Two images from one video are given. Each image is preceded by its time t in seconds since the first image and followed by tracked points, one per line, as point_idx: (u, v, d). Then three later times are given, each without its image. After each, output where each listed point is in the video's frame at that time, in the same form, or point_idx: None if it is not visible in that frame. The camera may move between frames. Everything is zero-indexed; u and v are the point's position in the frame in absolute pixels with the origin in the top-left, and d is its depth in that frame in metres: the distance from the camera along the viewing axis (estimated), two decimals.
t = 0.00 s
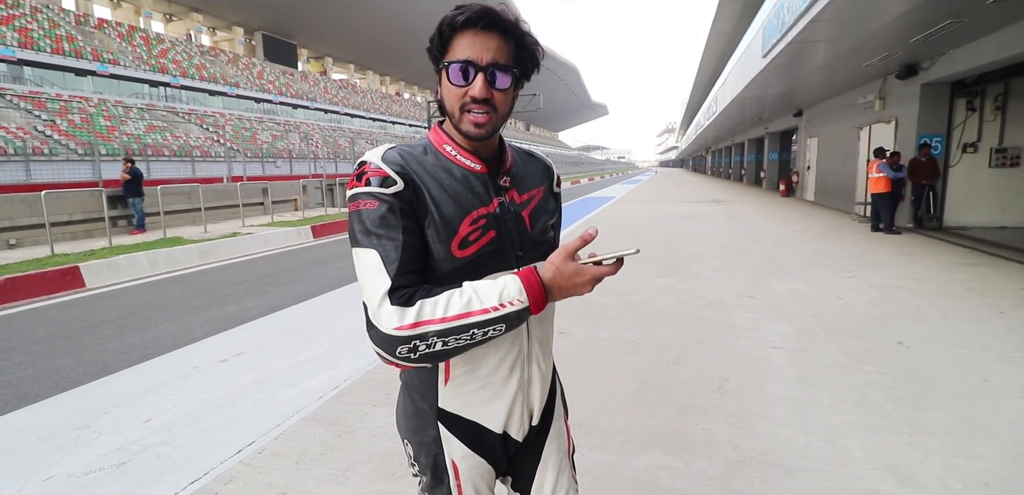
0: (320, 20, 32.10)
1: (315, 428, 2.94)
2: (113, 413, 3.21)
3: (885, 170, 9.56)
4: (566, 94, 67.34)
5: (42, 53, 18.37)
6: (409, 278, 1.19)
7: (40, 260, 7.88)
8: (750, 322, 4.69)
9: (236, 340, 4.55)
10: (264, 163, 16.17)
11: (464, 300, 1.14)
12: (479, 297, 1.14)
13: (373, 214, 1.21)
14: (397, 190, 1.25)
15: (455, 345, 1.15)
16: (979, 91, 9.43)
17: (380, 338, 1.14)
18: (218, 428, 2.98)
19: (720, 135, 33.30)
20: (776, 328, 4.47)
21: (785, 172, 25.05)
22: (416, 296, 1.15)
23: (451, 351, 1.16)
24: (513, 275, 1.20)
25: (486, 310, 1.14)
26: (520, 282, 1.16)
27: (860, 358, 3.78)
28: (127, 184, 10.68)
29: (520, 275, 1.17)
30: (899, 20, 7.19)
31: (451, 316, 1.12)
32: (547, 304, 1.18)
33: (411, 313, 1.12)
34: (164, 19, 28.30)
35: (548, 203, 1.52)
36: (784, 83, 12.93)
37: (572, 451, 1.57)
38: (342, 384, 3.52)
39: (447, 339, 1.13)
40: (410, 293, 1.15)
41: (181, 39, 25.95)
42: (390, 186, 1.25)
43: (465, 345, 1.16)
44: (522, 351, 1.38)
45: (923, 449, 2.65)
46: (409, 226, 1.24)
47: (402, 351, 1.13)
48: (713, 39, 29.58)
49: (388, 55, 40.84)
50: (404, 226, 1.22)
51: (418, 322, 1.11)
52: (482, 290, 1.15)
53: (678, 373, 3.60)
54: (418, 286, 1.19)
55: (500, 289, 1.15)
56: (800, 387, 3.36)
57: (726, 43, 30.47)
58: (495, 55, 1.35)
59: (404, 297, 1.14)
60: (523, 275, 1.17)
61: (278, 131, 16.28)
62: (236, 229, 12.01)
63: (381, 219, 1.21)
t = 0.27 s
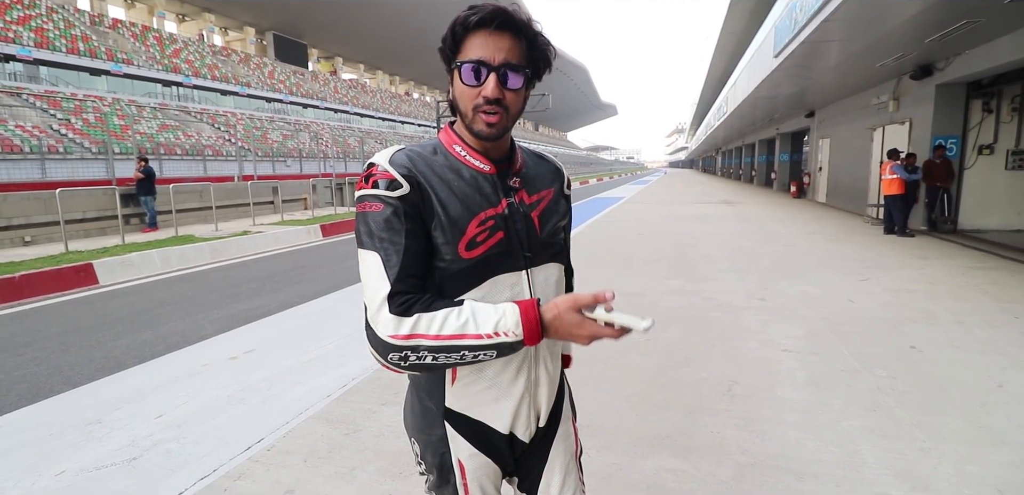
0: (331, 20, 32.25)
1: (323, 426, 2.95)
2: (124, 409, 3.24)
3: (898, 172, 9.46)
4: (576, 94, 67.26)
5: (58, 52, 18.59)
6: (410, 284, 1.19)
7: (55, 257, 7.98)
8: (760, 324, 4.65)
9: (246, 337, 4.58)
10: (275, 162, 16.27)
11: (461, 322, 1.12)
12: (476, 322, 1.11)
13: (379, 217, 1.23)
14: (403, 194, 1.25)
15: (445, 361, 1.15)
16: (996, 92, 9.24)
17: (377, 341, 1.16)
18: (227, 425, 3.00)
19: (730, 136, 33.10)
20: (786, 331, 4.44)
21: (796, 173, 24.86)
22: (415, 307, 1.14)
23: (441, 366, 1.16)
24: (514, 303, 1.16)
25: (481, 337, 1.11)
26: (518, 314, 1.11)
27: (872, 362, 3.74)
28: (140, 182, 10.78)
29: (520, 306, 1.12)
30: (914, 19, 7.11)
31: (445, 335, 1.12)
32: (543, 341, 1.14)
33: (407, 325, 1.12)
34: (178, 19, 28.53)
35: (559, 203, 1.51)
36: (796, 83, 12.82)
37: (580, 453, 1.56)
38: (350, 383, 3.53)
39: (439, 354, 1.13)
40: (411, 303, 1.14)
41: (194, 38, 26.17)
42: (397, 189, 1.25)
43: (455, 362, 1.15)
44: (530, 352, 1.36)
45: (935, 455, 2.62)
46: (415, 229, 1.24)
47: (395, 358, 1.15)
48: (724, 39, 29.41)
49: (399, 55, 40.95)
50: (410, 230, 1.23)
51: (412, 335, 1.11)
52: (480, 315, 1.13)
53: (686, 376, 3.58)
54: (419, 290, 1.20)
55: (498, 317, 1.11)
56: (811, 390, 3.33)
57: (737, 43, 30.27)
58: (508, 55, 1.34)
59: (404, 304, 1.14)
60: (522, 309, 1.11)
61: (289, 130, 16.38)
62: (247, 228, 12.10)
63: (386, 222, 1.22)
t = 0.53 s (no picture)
0: (334, 20, 32.27)
1: (326, 427, 2.95)
2: (127, 409, 3.25)
3: (902, 171, 9.42)
4: (578, 93, 67.21)
5: (62, 53, 18.65)
6: (410, 288, 1.18)
7: (59, 257, 8.00)
8: (764, 324, 4.64)
9: (249, 337, 4.58)
10: (278, 162, 16.29)
11: (455, 332, 1.11)
12: (470, 334, 1.11)
13: (380, 221, 1.22)
14: (404, 197, 1.24)
15: (439, 371, 1.14)
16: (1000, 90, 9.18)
17: (375, 344, 1.16)
18: (230, 425, 3.00)
19: (734, 135, 33.02)
20: (790, 331, 4.42)
21: (799, 172, 24.79)
22: (412, 313, 1.13)
23: (435, 375, 1.15)
24: (512, 316, 1.14)
25: (474, 349, 1.10)
26: (514, 330, 1.10)
27: (876, 362, 3.73)
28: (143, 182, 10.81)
29: (516, 321, 1.10)
30: (918, 18, 7.08)
31: (438, 344, 1.11)
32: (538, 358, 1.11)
33: (402, 330, 1.11)
34: (181, 19, 28.55)
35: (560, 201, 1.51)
36: (799, 82, 12.78)
37: (584, 452, 1.55)
38: (353, 383, 3.52)
39: (431, 363, 1.13)
40: (409, 309, 1.13)
41: (197, 39, 26.21)
42: (398, 192, 1.24)
43: (448, 373, 1.14)
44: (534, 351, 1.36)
45: (940, 455, 2.60)
46: (416, 232, 1.24)
47: (390, 362, 1.14)
48: (726, 38, 29.35)
49: (401, 55, 40.96)
50: (411, 233, 1.22)
51: (406, 341, 1.11)
52: (475, 327, 1.12)
53: (689, 376, 3.57)
54: (421, 293, 1.19)
55: (493, 331, 1.10)
56: (815, 391, 3.31)
57: (740, 42, 30.19)
58: (513, 58, 1.34)
59: (402, 309, 1.13)
60: (518, 325, 1.10)
61: (292, 130, 16.40)
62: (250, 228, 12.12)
63: (387, 226, 1.21)
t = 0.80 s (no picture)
0: (335, 19, 32.26)
1: (326, 427, 2.94)
2: (128, 409, 3.25)
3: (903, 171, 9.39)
4: (580, 93, 67.19)
5: (63, 52, 18.66)
6: (400, 290, 1.19)
7: (59, 256, 8.00)
8: (765, 324, 4.63)
9: (250, 337, 4.58)
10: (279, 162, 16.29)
11: (438, 334, 1.10)
12: (452, 337, 1.10)
13: (375, 222, 1.23)
14: (398, 198, 1.24)
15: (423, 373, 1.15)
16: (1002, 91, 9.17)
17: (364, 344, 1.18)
18: (230, 426, 3.00)
19: (735, 135, 32.98)
20: (791, 331, 4.42)
21: (801, 172, 24.76)
22: (397, 314, 1.14)
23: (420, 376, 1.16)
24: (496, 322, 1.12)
25: (454, 354, 1.10)
26: (494, 335, 1.08)
27: (878, 363, 3.72)
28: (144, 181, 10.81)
29: (498, 327, 1.08)
30: (920, 18, 7.07)
31: (420, 347, 1.11)
32: (519, 364, 1.08)
33: (387, 332, 1.13)
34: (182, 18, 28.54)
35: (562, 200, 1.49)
36: (801, 82, 12.76)
37: (584, 454, 1.54)
38: (353, 384, 3.51)
39: (414, 365, 1.13)
40: (395, 311, 1.14)
41: (198, 38, 26.22)
42: (392, 193, 1.25)
43: (432, 375, 1.14)
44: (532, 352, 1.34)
45: (942, 456, 2.59)
46: (410, 235, 1.24)
47: (377, 362, 1.16)
48: (728, 38, 29.33)
49: (402, 54, 40.95)
50: (404, 235, 1.22)
51: (391, 342, 1.12)
52: (457, 331, 1.11)
53: (690, 377, 3.56)
54: (410, 296, 1.19)
55: (475, 337, 1.09)
56: (816, 392, 3.30)
57: (742, 42, 30.16)
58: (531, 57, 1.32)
59: (389, 311, 1.14)
60: (500, 330, 1.07)
61: (293, 130, 16.40)
62: (251, 227, 12.12)
63: (381, 227, 1.22)
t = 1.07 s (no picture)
0: (336, 18, 32.24)
1: (324, 427, 2.94)
2: (126, 408, 3.24)
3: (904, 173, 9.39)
4: (580, 92, 67.19)
5: (63, 49, 18.64)
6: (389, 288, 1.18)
7: (59, 255, 7.99)
8: (765, 325, 4.63)
9: (249, 336, 4.58)
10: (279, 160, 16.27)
11: (406, 316, 1.07)
12: (417, 317, 1.06)
13: (370, 219, 1.23)
14: (394, 195, 1.24)
15: (397, 364, 1.10)
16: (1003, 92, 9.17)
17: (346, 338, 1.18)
18: (228, 425, 2.99)
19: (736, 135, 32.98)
20: (791, 332, 4.41)
21: (801, 173, 24.76)
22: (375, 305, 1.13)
23: (399, 370, 1.11)
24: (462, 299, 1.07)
25: (419, 333, 1.05)
26: (454, 310, 1.03)
27: (877, 364, 3.71)
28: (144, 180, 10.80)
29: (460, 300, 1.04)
30: (921, 19, 7.07)
31: (388, 331, 1.08)
32: (485, 343, 1.01)
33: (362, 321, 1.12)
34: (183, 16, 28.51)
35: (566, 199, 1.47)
36: (802, 82, 12.76)
37: (581, 457, 1.53)
38: (352, 383, 3.51)
39: (387, 353, 1.09)
40: (375, 302, 1.14)
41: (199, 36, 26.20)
42: (389, 190, 1.24)
43: (405, 364, 1.09)
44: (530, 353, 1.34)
45: (942, 458, 2.59)
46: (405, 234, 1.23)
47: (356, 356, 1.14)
48: (729, 38, 29.32)
49: (403, 53, 40.95)
50: (398, 232, 1.22)
51: (364, 329, 1.10)
52: (424, 310, 1.07)
53: (690, 377, 3.55)
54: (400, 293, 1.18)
55: (438, 312, 1.05)
56: (816, 393, 3.30)
57: (743, 42, 30.16)
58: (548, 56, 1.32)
59: (370, 301, 1.14)
60: (460, 303, 1.02)
61: (294, 128, 16.39)
62: (251, 226, 12.11)
63: (375, 224, 1.22)
